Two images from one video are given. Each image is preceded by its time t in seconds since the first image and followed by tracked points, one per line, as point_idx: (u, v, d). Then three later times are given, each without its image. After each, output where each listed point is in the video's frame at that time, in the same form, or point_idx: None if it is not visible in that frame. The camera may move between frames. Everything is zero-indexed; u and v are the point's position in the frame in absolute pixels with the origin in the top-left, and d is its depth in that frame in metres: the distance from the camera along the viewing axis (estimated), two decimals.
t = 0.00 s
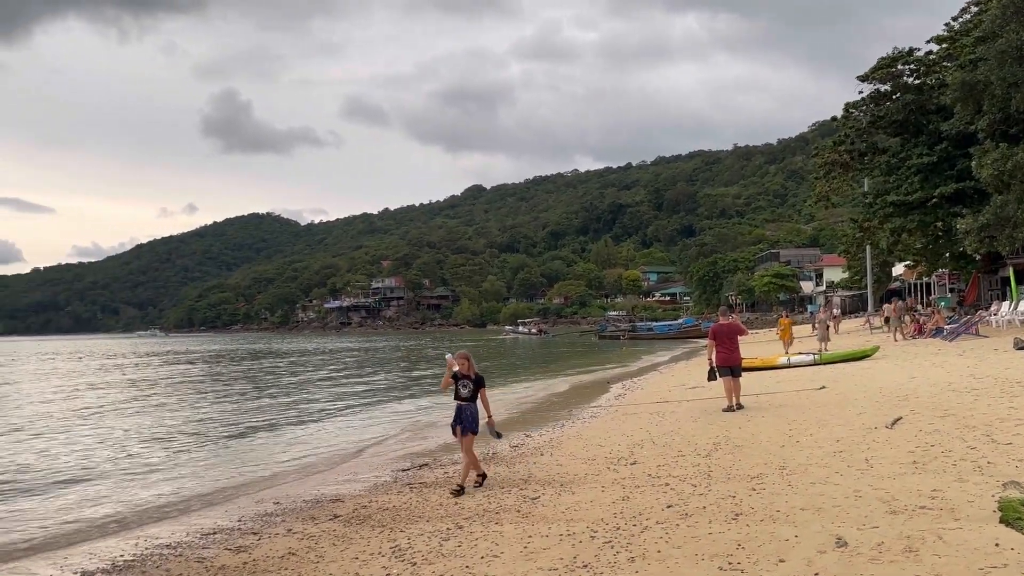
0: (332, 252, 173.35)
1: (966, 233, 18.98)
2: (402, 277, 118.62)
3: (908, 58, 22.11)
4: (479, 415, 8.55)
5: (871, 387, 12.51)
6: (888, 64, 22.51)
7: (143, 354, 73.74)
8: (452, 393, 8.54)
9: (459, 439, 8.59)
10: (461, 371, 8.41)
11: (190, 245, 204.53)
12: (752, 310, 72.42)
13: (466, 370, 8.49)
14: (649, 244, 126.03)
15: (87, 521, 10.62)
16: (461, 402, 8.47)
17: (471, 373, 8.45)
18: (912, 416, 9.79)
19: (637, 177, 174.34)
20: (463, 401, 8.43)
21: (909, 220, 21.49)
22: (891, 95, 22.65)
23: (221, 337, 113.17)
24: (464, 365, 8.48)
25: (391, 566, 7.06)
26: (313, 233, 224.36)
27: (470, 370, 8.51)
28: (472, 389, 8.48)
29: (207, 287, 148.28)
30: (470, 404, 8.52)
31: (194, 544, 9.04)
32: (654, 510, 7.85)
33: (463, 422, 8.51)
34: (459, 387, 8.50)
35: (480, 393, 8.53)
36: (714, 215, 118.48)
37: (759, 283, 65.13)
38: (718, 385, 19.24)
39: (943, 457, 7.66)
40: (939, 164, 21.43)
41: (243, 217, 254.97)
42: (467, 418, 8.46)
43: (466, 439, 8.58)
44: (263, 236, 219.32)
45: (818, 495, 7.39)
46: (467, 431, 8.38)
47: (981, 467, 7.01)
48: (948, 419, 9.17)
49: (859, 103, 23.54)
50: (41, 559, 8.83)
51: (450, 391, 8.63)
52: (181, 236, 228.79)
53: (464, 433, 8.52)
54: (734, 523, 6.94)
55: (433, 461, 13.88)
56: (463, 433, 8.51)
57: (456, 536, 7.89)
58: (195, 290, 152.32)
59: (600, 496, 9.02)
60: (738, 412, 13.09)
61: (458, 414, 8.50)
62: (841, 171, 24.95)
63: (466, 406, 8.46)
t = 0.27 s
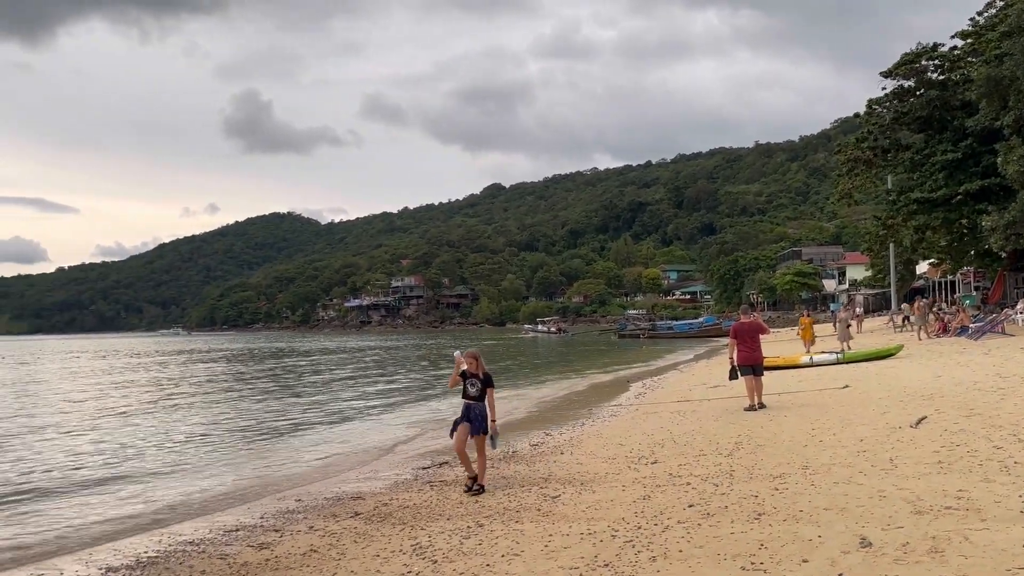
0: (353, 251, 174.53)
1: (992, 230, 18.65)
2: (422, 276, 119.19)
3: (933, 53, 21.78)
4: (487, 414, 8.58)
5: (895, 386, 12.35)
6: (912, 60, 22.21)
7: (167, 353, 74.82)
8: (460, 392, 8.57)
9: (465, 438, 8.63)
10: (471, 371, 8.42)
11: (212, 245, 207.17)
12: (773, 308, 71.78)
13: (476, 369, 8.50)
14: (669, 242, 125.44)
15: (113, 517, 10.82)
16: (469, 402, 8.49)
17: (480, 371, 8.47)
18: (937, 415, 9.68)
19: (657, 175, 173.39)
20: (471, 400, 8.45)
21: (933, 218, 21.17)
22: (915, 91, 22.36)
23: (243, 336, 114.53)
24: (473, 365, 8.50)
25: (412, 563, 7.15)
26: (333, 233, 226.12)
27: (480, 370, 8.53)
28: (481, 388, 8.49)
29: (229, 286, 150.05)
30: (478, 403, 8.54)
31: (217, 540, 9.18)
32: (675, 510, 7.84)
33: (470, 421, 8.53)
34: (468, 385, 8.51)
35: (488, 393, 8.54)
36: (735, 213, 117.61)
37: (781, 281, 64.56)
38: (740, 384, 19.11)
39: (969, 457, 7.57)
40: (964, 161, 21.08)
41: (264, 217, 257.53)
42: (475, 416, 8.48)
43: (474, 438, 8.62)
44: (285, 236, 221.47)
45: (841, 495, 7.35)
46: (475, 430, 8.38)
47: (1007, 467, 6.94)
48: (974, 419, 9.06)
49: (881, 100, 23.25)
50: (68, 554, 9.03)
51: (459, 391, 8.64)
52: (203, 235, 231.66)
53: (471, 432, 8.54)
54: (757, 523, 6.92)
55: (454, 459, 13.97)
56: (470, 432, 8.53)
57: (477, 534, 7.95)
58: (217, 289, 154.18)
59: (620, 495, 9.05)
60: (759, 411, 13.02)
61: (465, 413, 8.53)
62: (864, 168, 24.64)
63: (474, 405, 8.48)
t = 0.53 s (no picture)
0: (373, 249, 175.60)
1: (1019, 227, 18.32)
2: (442, 274, 119.61)
3: (958, 48, 21.41)
4: (492, 415, 8.56)
5: (920, 385, 12.19)
6: (936, 55, 21.87)
7: (190, 350, 75.85)
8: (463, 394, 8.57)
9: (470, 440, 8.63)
10: (475, 372, 8.41)
11: (234, 243, 209.58)
12: (796, 306, 71.05)
13: (480, 370, 8.48)
14: (689, 239, 124.67)
15: (140, 513, 11.04)
16: (474, 403, 8.47)
17: (484, 373, 8.46)
18: (963, 414, 9.55)
19: (677, 172, 172.19)
20: (475, 402, 8.45)
21: (958, 214, 20.84)
22: (940, 86, 22.02)
23: (265, 333, 115.76)
24: (478, 366, 8.49)
25: (433, 560, 7.22)
26: (353, 231, 227.72)
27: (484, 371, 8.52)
28: (486, 390, 8.48)
29: (251, 284, 151.76)
30: (482, 405, 8.53)
31: (241, 536, 9.34)
32: (696, 508, 7.84)
33: (474, 422, 8.52)
34: (472, 387, 8.51)
35: (493, 394, 8.52)
36: (756, 209, 116.54)
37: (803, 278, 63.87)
38: (761, 382, 19.01)
39: (994, 457, 7.49)
40: (990, 156, 20.71)
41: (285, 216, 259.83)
42: (479, 417, 8.47)
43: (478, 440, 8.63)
44: (306, 235, 223.36)
45: (865, 494, 7.30)
46: (480, 431, 8.37)
47: None
48: (1000, 418, 8.94)
49: (906, 95, 22.92)
50: (97, 548, 9.24)
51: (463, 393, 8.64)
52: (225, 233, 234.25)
53: (475, 434, 8.54)
54: (781, 522, 6.90)
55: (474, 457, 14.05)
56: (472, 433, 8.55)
57: (498, 532, 8.01)
58: (239, 287, 155.91)
59: (641, 493, 9.05)
60: (781, 410, 12.94)
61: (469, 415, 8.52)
62: (888, 164, 24.30)
63: (478, 406, 8.48)
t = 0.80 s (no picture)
0: (392, 247, 176.49)
1: None
2: (461, 271, 119.91)
3: (984, 41, 21.00)
4: (497, 413, 8.46)
5: (945, 383, 12.04)
6: (962, 49, 21.52)
7: (215, 347, 76.93)
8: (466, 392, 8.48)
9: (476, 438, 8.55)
10: (479, 370, 8.32)
11: (256, 241, 211.89)
12: (818, 303, 70.22)
13: (484, 367, 8.39)
14: (710, 236, 123.75)
15: (169, 509, 11.26)
16: (479, 402, 8.39)
17: (488, 370, 8.36)
18: (990, 413, 9.42)
19: (698, 169, 170.84)
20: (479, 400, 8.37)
21: (984, 210, 20.49)
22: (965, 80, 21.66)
23: (287, 331, 116.95)
24: (481, 363, 8.40)
25: (455, 557, 7.31)
26: (373, 229, 229.13)
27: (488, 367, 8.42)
28: (490, 387, 8.39)
29: (273, 283, 153.36)
30: (487, 403, 8.43)
31: (264, 532, 9.51)
32: (719, 506, 7.85)
33: (480, 422, 8.44)
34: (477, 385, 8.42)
35: (498, 391, 8.43)
36: (778, 206, 115.32)
37: (825, 275, 63.13)
38: (784, 381, 18.88)
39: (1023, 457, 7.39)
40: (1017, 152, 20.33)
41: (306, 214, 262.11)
42: (483, 416, 8.37)
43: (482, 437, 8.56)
44: (327, 233, 225.13)
45: (889, 494, 7.26)
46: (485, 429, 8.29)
47: None
48: None
49: (931, 90, 22.56)
50: (125, 543, 9.45)
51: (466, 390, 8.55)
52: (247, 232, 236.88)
53: (481, 432, 8.45)
54: (804, 521, 6.89)
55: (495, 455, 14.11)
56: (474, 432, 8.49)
57: (519, 530, 8.07)
58: (262, 285, 157.69)
59: (663, 491, 9.05)
60: (803, 408, 12.84)
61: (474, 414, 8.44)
62: (912, 159, 23.99)
63: (484, 405, 8.39)
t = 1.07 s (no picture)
0: (413, 245, 177.34)
1: None
2: (481, 268, 120.16)
3: (1010, 35, 20.62)
4: (504, 415, 8.30)
5: (972, 381, 11.91)
6: (988, 42, 21.16)
7: (239, 344, 78.02)
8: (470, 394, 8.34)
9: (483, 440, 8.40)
10: (484, 372, 8.17)
11: (278, 239, 214.06)
12: (842, 300, 69.37)
13: (490, 369, 8.25)
14: (731, 233, 122.81)
15: (197, 504, 11.49)
16: (485, 404, 8.24)
17: (493, 372, 8.21)
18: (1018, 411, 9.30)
19: (719, 165, 169.45)
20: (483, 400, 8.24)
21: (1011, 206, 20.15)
22: (992, 74, 21.29)
23: (309, 328, 118.08)
24: (487, 365, 8.25)
25: (477, 554, 7.37)
26: (394, 227, 230.41)
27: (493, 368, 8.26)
28: (496, 389, 8.25)
29: (295, 280, 154.88)
30: (493, 404, 8.28)
31: (288, 528, 9.69)
32: (742, 505, 7.85)
33: (487, 424, 8.30)
34: (482, 388, 8.28)
35: (504, 392, 8.29)
36: (801, 202, 114.08)
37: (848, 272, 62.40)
38: (806, 378, 18.76)
39: None
40: None
41: (327, 212, 264.25)
42: (490, 418, 8.24)
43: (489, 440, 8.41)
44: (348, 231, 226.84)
45: (915, 493, 7.21)
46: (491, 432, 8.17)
47: None
48: None
49: (956, 84, 22.22)
50: (155, 537, 9.68)
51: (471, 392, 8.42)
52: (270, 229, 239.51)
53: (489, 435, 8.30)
54: (827, 520, 6.88)
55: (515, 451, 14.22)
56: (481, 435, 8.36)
57: (540, 526, 8.14)
58: (284, 283, 159.46)
59: (685, 490, 9.05)
60: (825, 407, 12.76)
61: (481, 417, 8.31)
62: (938, 156, 23.18)
63: (489, 406, 8.24)
